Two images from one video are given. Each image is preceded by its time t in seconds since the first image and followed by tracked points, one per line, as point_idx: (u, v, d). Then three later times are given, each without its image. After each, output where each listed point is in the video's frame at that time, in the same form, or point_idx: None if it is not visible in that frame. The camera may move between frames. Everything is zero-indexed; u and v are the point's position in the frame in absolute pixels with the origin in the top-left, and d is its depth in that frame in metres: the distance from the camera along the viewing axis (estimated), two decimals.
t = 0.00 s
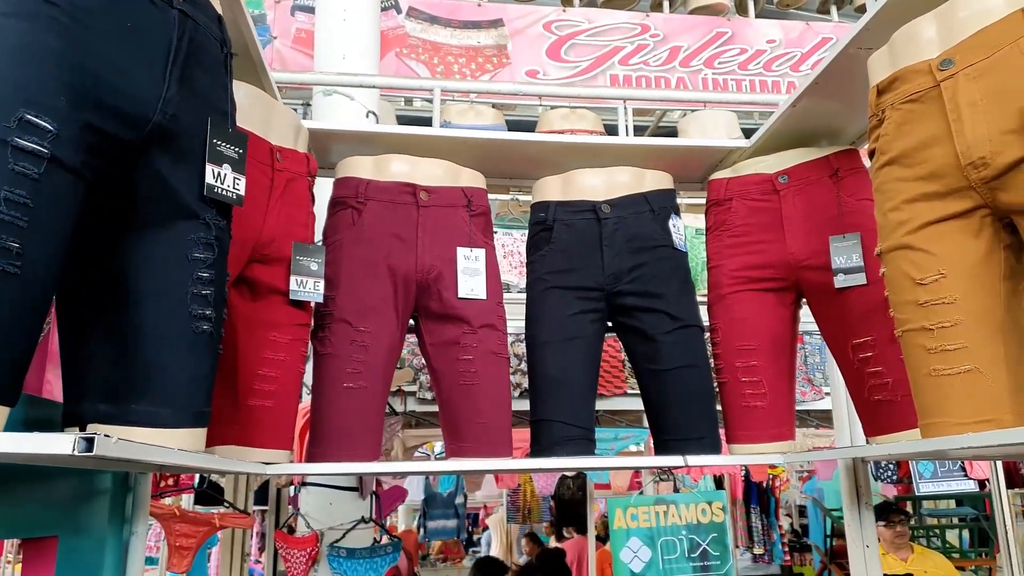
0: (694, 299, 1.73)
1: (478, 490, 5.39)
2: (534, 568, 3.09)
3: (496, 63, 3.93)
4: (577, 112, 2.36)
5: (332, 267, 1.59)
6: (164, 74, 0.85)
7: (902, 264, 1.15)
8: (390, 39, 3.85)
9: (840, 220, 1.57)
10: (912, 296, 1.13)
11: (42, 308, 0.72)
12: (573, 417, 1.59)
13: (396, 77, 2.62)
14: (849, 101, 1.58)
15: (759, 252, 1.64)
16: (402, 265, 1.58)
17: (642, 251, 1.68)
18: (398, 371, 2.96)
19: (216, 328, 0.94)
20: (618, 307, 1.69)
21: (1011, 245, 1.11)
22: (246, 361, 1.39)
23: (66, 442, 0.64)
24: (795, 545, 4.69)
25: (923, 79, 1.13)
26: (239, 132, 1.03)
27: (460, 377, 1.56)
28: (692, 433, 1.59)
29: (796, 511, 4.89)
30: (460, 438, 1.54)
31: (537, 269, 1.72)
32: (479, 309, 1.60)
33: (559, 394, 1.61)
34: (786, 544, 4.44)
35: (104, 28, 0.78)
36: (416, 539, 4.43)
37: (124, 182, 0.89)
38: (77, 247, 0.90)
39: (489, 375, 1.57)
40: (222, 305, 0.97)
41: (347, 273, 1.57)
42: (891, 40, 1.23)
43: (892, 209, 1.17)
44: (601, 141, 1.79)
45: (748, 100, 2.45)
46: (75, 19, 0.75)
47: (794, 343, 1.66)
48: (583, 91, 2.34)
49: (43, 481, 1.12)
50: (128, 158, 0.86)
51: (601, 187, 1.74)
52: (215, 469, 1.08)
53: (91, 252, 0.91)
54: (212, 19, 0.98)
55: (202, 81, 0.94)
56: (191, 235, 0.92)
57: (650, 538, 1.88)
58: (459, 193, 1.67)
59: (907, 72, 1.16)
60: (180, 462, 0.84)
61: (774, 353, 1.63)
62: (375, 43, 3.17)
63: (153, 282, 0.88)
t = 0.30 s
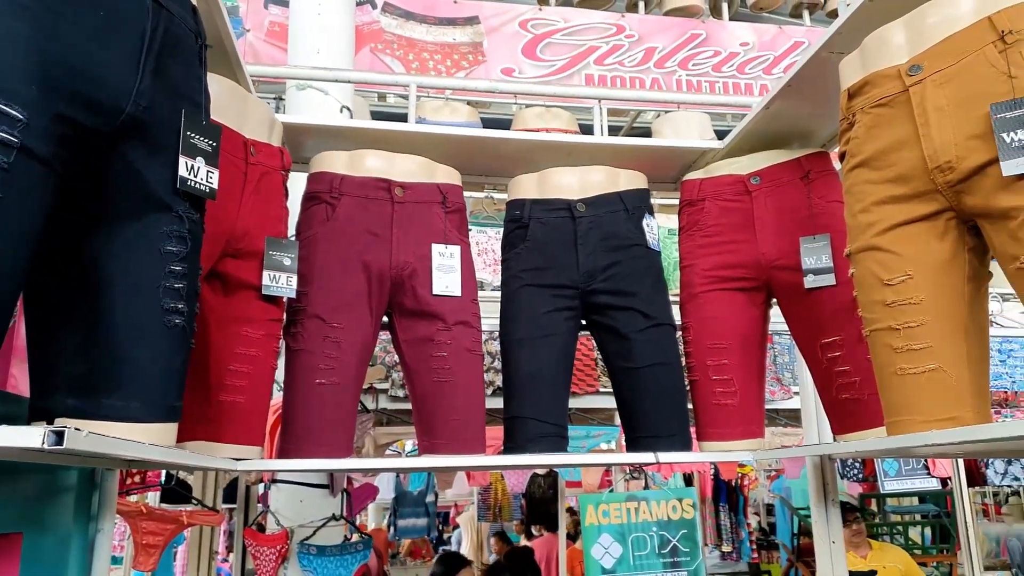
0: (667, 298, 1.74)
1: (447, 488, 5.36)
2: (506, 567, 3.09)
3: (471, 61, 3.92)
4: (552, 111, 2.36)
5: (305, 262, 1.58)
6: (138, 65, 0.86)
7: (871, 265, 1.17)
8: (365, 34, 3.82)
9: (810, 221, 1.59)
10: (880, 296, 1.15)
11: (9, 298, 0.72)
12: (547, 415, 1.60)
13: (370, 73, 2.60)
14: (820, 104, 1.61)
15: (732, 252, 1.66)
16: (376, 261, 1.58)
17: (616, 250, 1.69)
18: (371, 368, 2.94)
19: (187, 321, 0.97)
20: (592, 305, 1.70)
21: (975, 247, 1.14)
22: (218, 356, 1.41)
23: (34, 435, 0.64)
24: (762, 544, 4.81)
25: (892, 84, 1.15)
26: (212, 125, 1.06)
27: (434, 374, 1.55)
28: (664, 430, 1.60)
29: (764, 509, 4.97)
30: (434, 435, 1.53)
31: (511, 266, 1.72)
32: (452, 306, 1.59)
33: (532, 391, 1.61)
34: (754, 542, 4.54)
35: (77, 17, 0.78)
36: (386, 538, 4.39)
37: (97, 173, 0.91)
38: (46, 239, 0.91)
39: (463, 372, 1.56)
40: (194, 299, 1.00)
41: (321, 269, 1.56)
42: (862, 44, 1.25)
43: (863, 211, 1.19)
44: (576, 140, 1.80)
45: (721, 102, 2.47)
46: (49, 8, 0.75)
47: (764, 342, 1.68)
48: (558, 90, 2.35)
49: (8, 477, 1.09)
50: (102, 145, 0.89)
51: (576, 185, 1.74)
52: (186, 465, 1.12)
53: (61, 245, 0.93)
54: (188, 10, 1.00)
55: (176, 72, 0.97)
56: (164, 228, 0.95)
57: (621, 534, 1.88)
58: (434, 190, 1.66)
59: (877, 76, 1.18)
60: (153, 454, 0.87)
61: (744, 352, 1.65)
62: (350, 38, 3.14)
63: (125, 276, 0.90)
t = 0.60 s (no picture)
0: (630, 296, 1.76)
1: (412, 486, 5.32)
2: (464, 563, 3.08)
3: (439, 57, 3.90)
4: (519, 109, 2.37)
5: (268, 255, 1.56)
6: (98, 53, 0.88)
7: (827, 264, 1.20)
8: (332, 28, 3.77)
9: (770, 222, 1.63)
10: (835, 295, 1.18)
11: None
12: (511, 410, 1.60)
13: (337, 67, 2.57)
14: (781, 107, 1.64)
15: (694, 251, 1.68)
16: (340, 255, 1.57)
17: (581, 247, 1.70)
18: (335, 364, 2.91)
19: (147, 313, 0.99)
20: (556, 301, 1.71)
21: (927, 249, 1.18)
22: (177, 349, 1.39)
23: None
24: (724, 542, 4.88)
25: (849, 88, 1.19)
26: (174, 116, 1.07)
27: (397, 369, 1.55)
28: (626, 425, 1.62)
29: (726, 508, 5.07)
30: (397, 430, 1.53)
31: (477, 262, 1.72)
32: (417, 301, 1.59)
33: (496, 387, 1.61)
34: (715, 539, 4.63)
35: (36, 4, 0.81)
36: (349, 536, 4.35)
37: (57, 161, 0.92)
38: (6, 229, 0.91)
39: (427, 367, 1.56)
40: (153, 290, 1.01)
41: (284, 263, 1.55)
42: (821, 49, 1.28)
43: (819, 212, 1.22)
44: (543, 137, 1.80)
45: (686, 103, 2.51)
46: None
47: (724, 340, 1.71)
48: (526, 87, 2.35)
49: None
50: (60, 133, 0.90)
51: (542, 183, 1.75)
52: (144, 459, 1.12)
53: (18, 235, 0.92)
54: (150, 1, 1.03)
55: (139, 61, 0.99)
56: (124, 219, 0.96)
57: (582, 528, 1.90)
58: (400, 184, 1.65)
59: (834, 80, 1.21)
60: (112, 445, 0.87)
61: (705, 349, 1.67)
62: (317, 31, 3.10)
63: (85, 265, 0.92)
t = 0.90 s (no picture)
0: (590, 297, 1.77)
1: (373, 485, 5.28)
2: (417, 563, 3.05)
3: (404, 54, 3.87)
4: (484, 109, 2.36)
5: (224, 253, 1.54)
6: (46, 46, 0.89)
7: (780, 270, 1.22)
8: (296, 22, 3.71)
9: (728, 226, 1.65)
10: (787, 300, 1.21)
11: None
12: (469, 411, 1.60)
13: (299, 62, 2.53)
14: (739, 114, 1.67)
15: (653, 254, 1.70)
16: (298, 254, 1.54)
17: (542, 249, 1.70)
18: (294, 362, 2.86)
19: (95, 311, 0.98)
20: (517, 302, 1.70)
21: (876, 256, 1.21)
22: (128, 347, 1.36)
23: None
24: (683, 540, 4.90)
25: (803, 98, 1.21)
26: (126, 112, 1.06)
27: (354, 369, 1.53)
28: (584, 426, 1.62)
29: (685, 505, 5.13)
30: (354, 430, 1.51)
31: (438, 262, 1.71)
32: (376, 300, 1.57)
33: (456, 388, 1.61)
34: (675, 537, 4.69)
35: None
36: (308, 535, 4.29)
37: (3, 156, 0.90)
38: None
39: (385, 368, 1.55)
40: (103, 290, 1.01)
41: (240, 262, 1.52)
42: (777, 58, 1.31)
43: (773, 218, 1.24)
44: (505, 138, 1.80)
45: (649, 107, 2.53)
46: None
47: (682, 342, 1.73)
48: (491, 87, 2.34)
49: None
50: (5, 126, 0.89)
51: (504, 184, 1.74)
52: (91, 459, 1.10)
53: None
54: None
55: (90, 55, 0.98)
56: (71, 215, 0.95)
57: (540, 528, 1.90)
58: (360, 183, 1.63)
59: (789, 89, 1.24)
60: (55, 446, 0.85)
61: (663, 351, 1.69)
62: (280, 25, 3.05)
63: (30, 261, 0.90)
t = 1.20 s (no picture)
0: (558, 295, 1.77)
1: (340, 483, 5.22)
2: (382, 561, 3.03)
3: (375, 48, 3.83)
4: (454, 105, 2.35)
5: (187, 246, 1.51)
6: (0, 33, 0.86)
7: (744, 269, 1.24)
8: (264, 14, 3.65)
9: (694, 226, 1.67)
10: (751, 299, 1.22)
11: None
12: (436, 408, 1.59)
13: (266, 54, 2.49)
14: (705, 115, 1.69)
15: (620, 253, 1.71)
16: (263, 249, 1.52)
17: (511, 246, 1.69)
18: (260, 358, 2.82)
19: (52, 304, 0.96)
20: (484, 299, 1.70)
21: (838, 256, 1.23)
22: (88, 341, 1.33)
23: None
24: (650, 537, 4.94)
25: (767, 99, 1.23)
26: (86, 101, 1.03)
27: (320, 365, 1.52)
28: (550, 423, 1.63)
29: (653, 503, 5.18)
30: (319, 426, 1.50)
31: (406, 259, 1.70)
32: (342, 296, 1.56)
33: (422, 384, 1.60)
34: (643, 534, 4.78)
35: None
36: (275, 532, 4.24)
37: None
38: None
39: (351, 364, 1.53)
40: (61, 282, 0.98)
41: (205, 256, 1.50)
42: (743, 60, 1.32)
43: (738, 218, 1.26)
44: (475, 135, 1.79)
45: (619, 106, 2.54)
46: None
47: (648, 340, 1.75)
48: (461, 83, 2.33)
49: None
50: None
51: (473, 180, 1.73)
52: (49, 455, 1.07)
53: None
54: None
55: (48, 43, 0.95)
56: (28, 206, 0.93)
57: (506, 525, 1.92)
58: (326, 177, 1.61)
59: (755, 91, 1.25)
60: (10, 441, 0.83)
61: (629, 349, 1.70)
62: (247, 16, 3.00)
63: None
